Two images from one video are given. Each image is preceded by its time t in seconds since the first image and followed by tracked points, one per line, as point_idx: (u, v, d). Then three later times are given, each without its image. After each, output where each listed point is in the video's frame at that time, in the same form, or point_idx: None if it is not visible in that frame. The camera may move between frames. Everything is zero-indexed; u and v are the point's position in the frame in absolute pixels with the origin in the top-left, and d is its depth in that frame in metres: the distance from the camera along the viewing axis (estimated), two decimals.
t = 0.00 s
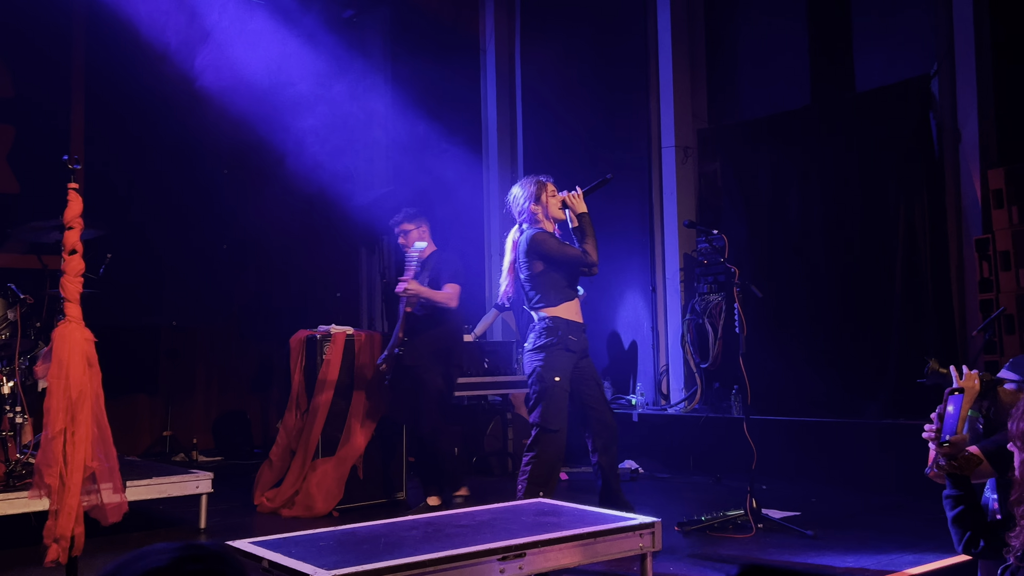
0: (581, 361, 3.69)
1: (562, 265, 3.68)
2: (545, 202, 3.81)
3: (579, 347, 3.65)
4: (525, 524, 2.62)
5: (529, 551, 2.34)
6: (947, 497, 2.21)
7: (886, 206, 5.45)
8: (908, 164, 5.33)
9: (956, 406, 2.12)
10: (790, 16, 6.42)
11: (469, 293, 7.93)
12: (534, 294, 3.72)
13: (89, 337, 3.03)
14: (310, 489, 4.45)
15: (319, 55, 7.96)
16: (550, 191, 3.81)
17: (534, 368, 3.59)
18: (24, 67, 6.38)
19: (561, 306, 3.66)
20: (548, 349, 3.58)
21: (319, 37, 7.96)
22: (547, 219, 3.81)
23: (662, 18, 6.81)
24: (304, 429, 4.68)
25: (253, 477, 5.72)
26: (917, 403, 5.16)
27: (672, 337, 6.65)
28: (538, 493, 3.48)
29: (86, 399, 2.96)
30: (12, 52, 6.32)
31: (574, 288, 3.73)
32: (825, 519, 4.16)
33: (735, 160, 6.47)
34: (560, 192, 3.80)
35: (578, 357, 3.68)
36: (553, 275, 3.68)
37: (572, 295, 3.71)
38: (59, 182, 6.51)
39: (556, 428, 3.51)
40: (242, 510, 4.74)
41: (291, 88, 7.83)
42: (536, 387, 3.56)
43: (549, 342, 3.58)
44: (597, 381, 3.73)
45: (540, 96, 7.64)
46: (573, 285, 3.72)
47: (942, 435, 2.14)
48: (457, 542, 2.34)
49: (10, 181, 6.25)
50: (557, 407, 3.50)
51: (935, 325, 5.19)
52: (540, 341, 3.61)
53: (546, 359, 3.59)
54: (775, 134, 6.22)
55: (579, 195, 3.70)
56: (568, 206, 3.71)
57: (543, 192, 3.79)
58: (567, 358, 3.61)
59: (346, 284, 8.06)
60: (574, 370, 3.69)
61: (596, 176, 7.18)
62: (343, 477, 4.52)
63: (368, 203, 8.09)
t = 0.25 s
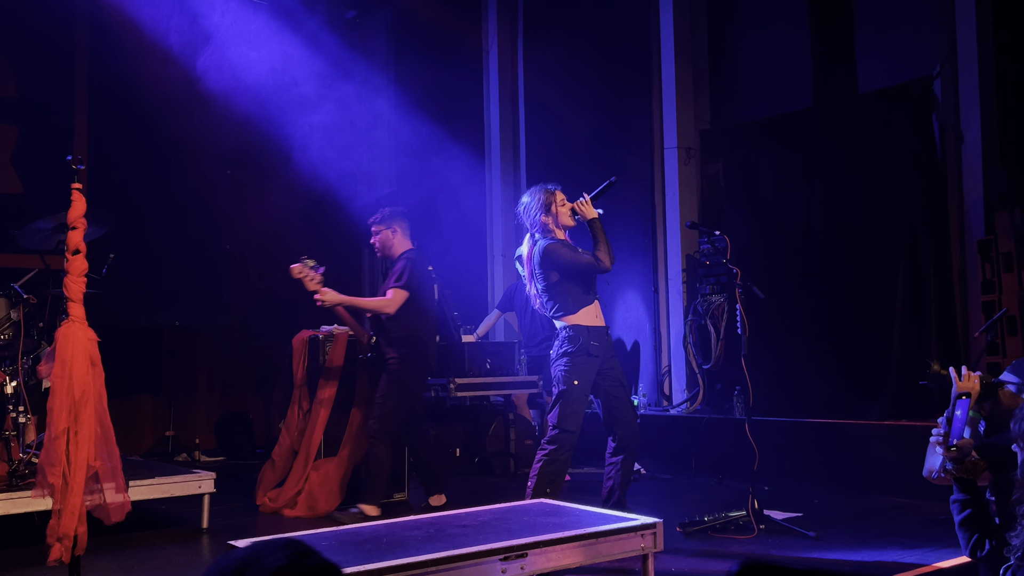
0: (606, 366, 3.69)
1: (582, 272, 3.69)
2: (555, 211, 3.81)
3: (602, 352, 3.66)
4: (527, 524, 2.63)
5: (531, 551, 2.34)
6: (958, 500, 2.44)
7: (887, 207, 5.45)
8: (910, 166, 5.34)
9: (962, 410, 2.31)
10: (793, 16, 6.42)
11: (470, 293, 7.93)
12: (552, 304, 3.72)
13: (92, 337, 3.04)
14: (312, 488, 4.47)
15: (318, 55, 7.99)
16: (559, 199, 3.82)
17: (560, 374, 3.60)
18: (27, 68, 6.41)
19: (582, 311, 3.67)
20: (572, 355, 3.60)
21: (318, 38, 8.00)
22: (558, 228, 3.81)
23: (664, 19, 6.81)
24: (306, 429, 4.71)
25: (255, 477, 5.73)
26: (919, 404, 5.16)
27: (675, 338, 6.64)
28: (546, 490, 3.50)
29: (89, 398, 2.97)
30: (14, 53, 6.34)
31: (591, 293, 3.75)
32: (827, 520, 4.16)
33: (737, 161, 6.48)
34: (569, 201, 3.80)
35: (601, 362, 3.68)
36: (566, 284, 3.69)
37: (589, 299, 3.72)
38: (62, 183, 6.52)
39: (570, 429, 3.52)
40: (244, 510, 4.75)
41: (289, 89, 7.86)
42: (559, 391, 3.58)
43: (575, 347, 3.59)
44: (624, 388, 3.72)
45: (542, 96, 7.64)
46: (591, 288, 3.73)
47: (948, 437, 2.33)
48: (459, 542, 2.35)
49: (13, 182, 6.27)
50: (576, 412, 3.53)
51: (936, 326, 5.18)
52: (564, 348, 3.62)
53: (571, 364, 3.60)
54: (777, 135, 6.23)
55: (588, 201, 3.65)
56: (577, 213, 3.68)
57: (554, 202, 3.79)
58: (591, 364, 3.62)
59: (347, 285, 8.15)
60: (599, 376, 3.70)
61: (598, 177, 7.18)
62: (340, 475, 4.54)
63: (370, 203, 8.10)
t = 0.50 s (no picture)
0: (614, 368, 3.67)
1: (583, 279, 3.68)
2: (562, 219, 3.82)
3: (603, 353, 3.65)
4: (533, 524, 2.63)
5: (537, 551, 2.35)
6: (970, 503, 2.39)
7: (893, 208, 5.46)
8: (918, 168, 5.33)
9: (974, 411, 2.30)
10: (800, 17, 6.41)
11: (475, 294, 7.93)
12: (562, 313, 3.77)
13: (100, 335, 3.04)
14: (318, 487, 4.54)
15: (321, 57, 7.99)
16: (566, 206, 3.80)
17: (563, 378, 3.65)
18: (34, 69, 6.42)
19: (589, 314, 3.68)
20: (571, 360, 3.65)
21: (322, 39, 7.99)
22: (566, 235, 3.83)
23: (670, 19, 6.80)
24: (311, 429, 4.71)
25: (259, 477, 5.74)
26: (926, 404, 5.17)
27: (681, 339, 6.62)
28: (557, 485, 3.53)
29: (96, 397, 2.98)
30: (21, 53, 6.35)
31: (600, 295, 3.73)
32: (833, 521, 4.15)
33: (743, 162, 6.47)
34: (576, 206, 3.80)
35: (607, 364, 3.67)
36: (574, 290, 3.71)
37: (597, 301, 3.71)
38: (68, 183, 6.54)
39: (574, 431, 3.57)
40: (249, 510, 4.76)
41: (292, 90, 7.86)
42: (563, 397, 3.63)
43: (572, 351, 3.64)
44: (633, 391, 3.70)
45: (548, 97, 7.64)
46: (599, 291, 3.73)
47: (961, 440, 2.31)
48: (464, 542, 2.35)
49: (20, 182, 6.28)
50: (579, 415, 3.58)
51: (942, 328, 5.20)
52: (567, 352, 3.67)
53: (574, 369, 3.64)
54: (782, 136, 6.22)
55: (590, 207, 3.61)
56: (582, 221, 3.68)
57: (559, 211, 3.80)
58: (593, 368, 3.65)
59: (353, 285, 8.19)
60: (611, 378, 3.69)
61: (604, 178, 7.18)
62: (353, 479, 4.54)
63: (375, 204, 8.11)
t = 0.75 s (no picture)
0: (603, 362, 3.65)
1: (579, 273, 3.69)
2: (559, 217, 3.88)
3: (592, 347, 3.64)
4: (538, 525, 2.63)
5: (541, 552, 2.35)
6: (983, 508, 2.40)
7: (898, 209, 5.46)
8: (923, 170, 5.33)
9: (985, 418, 2.30)
10: (806, 18, 6.40)
11: (480, 294, 7.93)
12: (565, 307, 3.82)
13: (105, 335, 3.03)
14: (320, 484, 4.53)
15: (327, 59, 8.16)
16: (559, 203, 3.87)
17: (551, 369, 3.68)
18: (42, 69, 6.45)
19: (586, 308, 3.67)
20: (558, 349, 3.68)
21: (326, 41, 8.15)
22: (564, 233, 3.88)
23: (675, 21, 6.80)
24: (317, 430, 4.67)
25: (264, 477, 5.74)
26: (935, 406, 5.14)
27: (685, 340, 6.62)
28: (541, 477, 3.58)
29: (102, 397, 2.97)
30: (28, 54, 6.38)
31: (597, 289, 3.70)
32: (839, 523, 4.14)
33: (747, 165, 6.46)
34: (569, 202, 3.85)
35: (598, 358, 3.66)
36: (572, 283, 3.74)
37: (597, 295, 3.69)
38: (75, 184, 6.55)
39: (557, 422, 3.62)
40: (254, 509, 4.76)
41: (300, 92, 7.98)
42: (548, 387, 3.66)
43: (560, 338, 3.67)
44: (620, 387, 3.66)
45: (554, 98, 7.63)
46: (595, 284, 3.69)
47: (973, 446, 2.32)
48: (468, 543, 2.36)
49: (27, 182, 6.30)
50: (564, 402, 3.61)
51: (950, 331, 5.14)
52: (555, 338, 3.69)
53: (562, 361, 3.66)
54: (787, 137, 6.21)
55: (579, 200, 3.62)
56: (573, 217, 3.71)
57: (552, 209, 3.88)
58: (580, 360, 3.66)
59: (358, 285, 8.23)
60: (601, 373, 3.66)
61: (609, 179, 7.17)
62: (356, 481, 4.61)
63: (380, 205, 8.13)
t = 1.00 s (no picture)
0: (592, 367, 3.65)
1: (570, 277, 3.71)
2: (557, 215, 3.88)
3: (582, 354, 3.63)
4: (544, 527, 2.63)
5: (548, 554, 2.35)
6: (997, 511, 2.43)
7: (907, 212, 5.44)
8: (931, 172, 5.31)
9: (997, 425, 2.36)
10: (814, 20, 6.40)
11: (487, 296, 7.94)
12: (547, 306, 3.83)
13: (115, 337, 3.02)
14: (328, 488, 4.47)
15: (337, 58, 8.02)
16: (560, 203, 3.88)
17: (540, 378, 3.60)
18: (52, 71, 6.48)
19: (570, 313, 3.68)
20: (548, 356, 3.60)
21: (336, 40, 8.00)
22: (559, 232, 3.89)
23: (683, 24, 6.80)
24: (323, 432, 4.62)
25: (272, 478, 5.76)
26: (943, 411, 5.12)
27: (693, 343, 6.62)
28: (537, 493, 3.54)
29: (111, 398, 2.97)
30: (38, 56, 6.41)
31: (586, 296, 3.74)
32: (846, 527, 4.13)
33: (756, 167, 6.46)
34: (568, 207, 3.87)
35: (586, 363, 3.65)
36: (560, 286, 3.73)
37: (583, 302, 3.72)
38: (84, 185, 6.58)
39: (551, 431, 3.53)
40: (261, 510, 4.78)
41: (309, 92, 7.93)
42: (539, 395, 3.59)
43: (549, 348, 3.60)
44: (609, 392, 3.68)
45: (562, 101, 7.63)
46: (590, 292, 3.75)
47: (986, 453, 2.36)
48: (475, 545, 2.36)
49: (37, 184, 6.33)
50: (553, 414, 3.54)
51: (959, 333, 5.12)
52: (543, 348, 3.63)
53: (549, 366, 3.60)
54: (797, 140, 6.20)
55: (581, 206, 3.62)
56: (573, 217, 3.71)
57: (552, 207, 3.88)
58: (569, 366, 3.61)
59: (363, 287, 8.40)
60: (587, 379, 3.67)
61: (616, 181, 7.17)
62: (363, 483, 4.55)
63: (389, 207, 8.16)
